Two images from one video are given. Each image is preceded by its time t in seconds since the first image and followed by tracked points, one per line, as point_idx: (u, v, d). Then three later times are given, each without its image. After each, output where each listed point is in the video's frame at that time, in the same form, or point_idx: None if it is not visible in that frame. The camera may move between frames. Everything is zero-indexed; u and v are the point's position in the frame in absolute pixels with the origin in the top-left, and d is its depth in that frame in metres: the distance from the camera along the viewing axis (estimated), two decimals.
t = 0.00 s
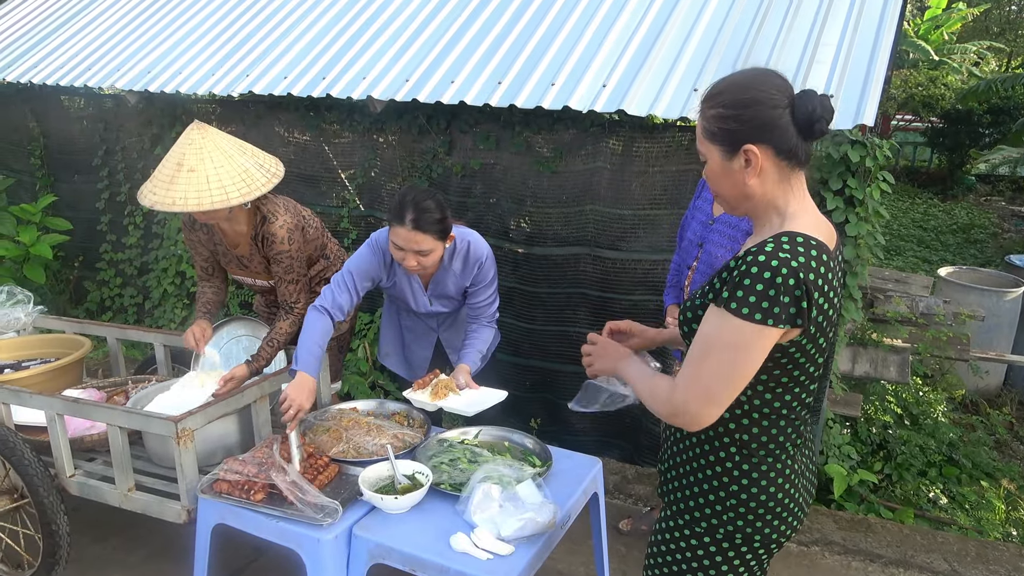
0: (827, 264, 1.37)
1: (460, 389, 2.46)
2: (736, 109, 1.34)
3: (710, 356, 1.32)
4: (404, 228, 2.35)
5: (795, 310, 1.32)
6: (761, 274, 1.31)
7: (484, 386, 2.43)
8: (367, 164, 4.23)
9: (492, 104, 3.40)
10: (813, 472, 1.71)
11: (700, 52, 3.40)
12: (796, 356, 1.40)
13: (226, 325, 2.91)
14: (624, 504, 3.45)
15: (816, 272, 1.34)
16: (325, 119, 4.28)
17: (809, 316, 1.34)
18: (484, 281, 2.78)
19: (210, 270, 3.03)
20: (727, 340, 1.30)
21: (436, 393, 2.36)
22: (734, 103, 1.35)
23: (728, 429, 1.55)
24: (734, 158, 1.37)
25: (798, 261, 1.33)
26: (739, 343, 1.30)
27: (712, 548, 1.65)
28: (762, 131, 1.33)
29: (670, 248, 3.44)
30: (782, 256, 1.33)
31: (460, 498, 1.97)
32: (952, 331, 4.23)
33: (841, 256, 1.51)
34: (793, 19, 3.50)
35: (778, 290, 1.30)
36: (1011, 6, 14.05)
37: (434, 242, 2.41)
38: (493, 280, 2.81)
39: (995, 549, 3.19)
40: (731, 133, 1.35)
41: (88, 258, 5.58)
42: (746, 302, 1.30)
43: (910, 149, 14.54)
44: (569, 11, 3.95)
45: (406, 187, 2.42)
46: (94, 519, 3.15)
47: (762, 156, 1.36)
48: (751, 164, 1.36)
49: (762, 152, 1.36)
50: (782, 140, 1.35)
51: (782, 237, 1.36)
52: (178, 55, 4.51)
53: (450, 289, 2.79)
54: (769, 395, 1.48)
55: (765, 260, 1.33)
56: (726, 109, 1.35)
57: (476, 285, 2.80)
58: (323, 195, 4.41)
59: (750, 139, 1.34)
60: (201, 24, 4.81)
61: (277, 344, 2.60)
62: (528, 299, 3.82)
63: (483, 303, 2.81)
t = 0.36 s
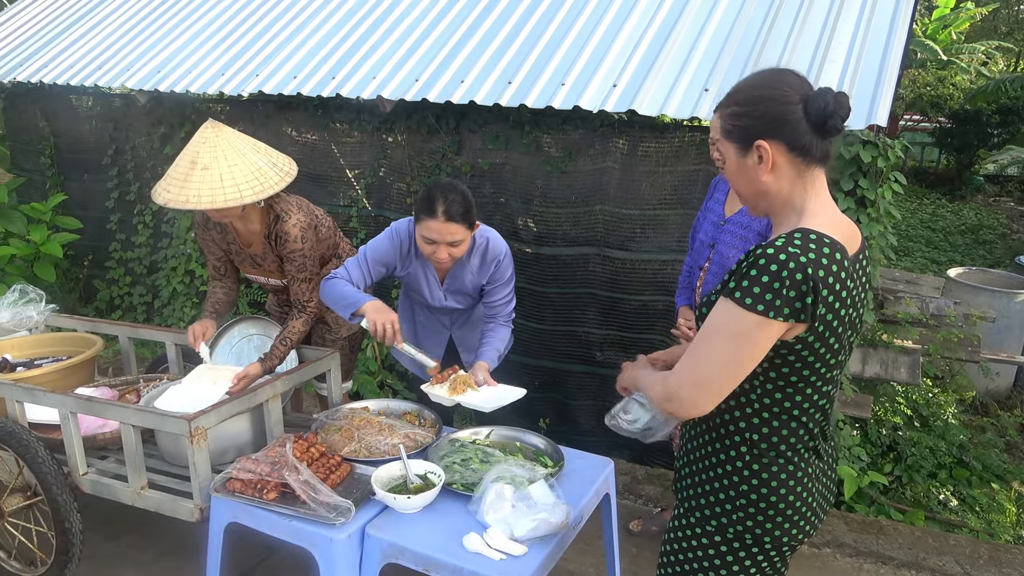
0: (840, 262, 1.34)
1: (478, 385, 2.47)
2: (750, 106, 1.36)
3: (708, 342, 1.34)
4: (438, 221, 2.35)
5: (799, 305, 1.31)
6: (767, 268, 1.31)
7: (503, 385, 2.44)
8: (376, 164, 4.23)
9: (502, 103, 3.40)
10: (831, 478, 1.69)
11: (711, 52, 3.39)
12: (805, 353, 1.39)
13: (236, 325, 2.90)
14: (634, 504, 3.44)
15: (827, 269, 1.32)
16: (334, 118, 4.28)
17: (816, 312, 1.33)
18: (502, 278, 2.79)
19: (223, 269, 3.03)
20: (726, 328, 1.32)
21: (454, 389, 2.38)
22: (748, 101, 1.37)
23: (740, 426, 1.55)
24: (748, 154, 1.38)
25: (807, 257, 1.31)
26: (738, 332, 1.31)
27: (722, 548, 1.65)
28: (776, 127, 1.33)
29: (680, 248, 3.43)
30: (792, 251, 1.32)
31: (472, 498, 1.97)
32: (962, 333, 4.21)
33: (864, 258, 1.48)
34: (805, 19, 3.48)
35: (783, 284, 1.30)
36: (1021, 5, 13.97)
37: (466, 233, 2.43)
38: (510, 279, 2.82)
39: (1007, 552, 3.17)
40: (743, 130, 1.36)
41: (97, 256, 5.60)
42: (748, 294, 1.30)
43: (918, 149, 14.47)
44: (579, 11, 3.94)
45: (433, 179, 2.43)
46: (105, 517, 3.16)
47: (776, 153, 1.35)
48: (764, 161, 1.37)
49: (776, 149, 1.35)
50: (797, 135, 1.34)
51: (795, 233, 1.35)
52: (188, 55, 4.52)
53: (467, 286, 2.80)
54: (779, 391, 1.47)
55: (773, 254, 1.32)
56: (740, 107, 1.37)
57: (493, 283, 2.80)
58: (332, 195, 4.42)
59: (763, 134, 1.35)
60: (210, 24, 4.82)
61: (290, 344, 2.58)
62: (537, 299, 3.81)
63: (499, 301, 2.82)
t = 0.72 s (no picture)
0: (861, 257, 1.34)
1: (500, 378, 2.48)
2: (770, 103, 1.35)
3: (734, 338, 1.32)
4: (469, 218, 2.36)
5: (823, 297, 1.30)
6: (790, 260, 1.30)
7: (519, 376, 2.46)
8: (388, 163, 4.25)
9: (514, 103, 3.40)
10: (853, 477, 1.67)
11: (723, 52, 3.38)
12: (827, 347, 1.39)
13: (247, 323, 2.91)
14: (643, 504, 3.43)
15: (849, 263, 1.32)
16: (345, 118, 4.30)
17: (839, 304, 1.32)
18: (528, 274, 2.81)
19: (236, 266, 3.05)
20: (751, 323, 1.30)
21: (474, 378, 2.41)
22: (767, 98, 1.36)
23: (761, 425, 1.55)
24: (768, 151, 1.37)
25: (829, 250, 1.31)
26: (764, 327, 1.29)
27: (743, 548, 1.64)
28: (796, 123, 1.33)
29: (690, 248, 3.42)
30: (814, 244, 1.32)
31: (483, 497, 1.98)
32: (975, 335, 4.18)
33: (885, 255, 1.47)
34: (818, 19, 3.47)
35: (807, 276, 1.29)
36: None
37: (496, 231, 2.45)
38: (536, 275, 2.84)
39: (1020, 556, 3.14)
40: (763, 127, 1.36)
41: (110, 254, 5.65)
42: (773, 287, 1.29)
43: (931, 150, 14.35)
44: (590, 11, 3.94)
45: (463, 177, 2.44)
46: (118, 512, 3.19)
47: (797, 148, 1.35)
48: (785, 157, 1.36)
49: (796, 144, 1.35)
50: (816, 131, 1.33)
51: (816, 228, 1.35)
52: (202, 54, 4.56)
53: (494, 281, 2.82)
54: (800, 385, 1.46)
55: (796, 246, 1.32)
56: (759, 105, 1.37)
57: (519, 279, 2.82)
58: (344, 194, 4.44)
59: (783, 131, 1.35)
60: (224, 23, 4.86)
61: (305, 338, 2.59)
62: (547, 299, 3.81)
63: (525, 297, 2.82)
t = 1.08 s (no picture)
0: (868, 254, 1.35)
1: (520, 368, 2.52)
2: (777, 102, 1.36)
3: (749, 339, 1.32)
4: (488, 215, 2.37)
5: (834, 292, 1.30)
6: (800, 258, 1.31)
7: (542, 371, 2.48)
8: (391, 161, 4.26)
9: (516, 102, 3.41)
10: (863, 474, 1.67)
11: (727, 51, 3.38)
12: (835, 343, 1.39)
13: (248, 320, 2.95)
14: (643, 502, 3.44)
15: (857, 259, 1.33)
16: (349, 115, 4.31)
17: (849, 300, 1.33)
18: (542, 270, 2.83)
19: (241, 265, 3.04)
20: (765, 322, 1.30)
21: (495, 369, 2.43)
22: (773, 98, 1.37)
23: (771, 422, 1.55)
24: (775, 150, 1.38)
25: (837, 246, 1.32)
26: (778, 326, 1.29)
27: (753, 545, 1.65)
28: (803, 122, 1.34)
29: (692, 247, 3.42)
30: (822, 241, 1.33)
31: (482, 492, 1.99)
32: (977, 335, 4.17)
33: (892, 253, 1.47)
34: (821, 18, 3.46)
35: (817, 273, 1.29)
36: None
37: (514, 226, 2.45)
38: (549, 270, 2.86)
39: (1020, 556, 3.14)
40: (770, 126, 1.37)
41: (115, 250, 5.67)
42: (785, 284, 1.30)
43: (936, 150, 14.30)
44: (594, 10, 3.94)
45: (479, 174, 2.45)
46: (120, 506, 3.20)
47: (804, 147, 1.36)
48: (791, 155, 1.37)
49: (803, 143, 1.35)
50: (823, 129, 1.34)
51: (824, 225, 1.35)
52: (207, 51, 4.58)
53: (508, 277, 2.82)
54: (808, 380, 1.45)
55: (805, 244, 1.33)
56: (766, 104, 1.38)
57: (533, 275, 2.84)
58: (347, 191, 4.45)
59: (789, 129, 1.35)
60: (229, 21, 4.87)
61: (316, 325, 2.65)
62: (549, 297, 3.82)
63: (540, 292, 2.86)
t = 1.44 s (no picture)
0: (864, 256, 1.35)
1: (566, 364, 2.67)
2: (770, 103, 1.36)
3: (745, 339, 1.32)
4: (488, 221, 2.37)
5: (830, 294, 1.31)
6: (797, 260, 1.31)
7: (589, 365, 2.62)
8: (387, 161, 4.26)
9: (510, 101, 3.41)
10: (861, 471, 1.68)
11: (720, 50, 3.39)
12: (832, 343, 1.40)
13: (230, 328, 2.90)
14: (637, 500, 3.44)
15: (853, 261, 1.33)
16: (345, 115, 4.31)
17: (845, 301, 1.33)
18: (547, 265, 2.83)
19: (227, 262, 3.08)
20: (760, 321, 1.31)
21: (547, 369, 2.58)
22: (767, 99, 1.37)
23: (770, 421, 1.55)
24: (770, 152, 1.38)
25: (833, 248, 1.32)
26: (774, 327, 1.30)
27: (753, 543, 1.65)
28: (797, 123, 1.34)
29: (687, 246, 3.43)
30: (817, 242, 1.33)
31: (474, 491, 1.99)
32: (972, 334, 4.19)
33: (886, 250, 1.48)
34: (815, 18, 3.48)
35: (814, 274, 1.30)
36: None
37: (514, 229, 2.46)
38: (554, 264, 2.87)
39: (1012, 553, 3.15)
40: (765, 129, 1.37)
41: (111, 250, 5.66)
42: (782, 286, 1.30)
43: (933, 150, 14.32)
44: (588, 10, 3.95)
45: (477, 176, 2.44)
46: (115, 505, 3.21)
47: (797, 148, 1.36)
48: (787, 157, 1.37)
49: (798, 144, 1.36)
50: (817, 130, 1.35)
51: (819, 226, 1.36)
52: (202, 51, 4.58)
53: (513, 275, 2.81)
54: (806, 378, 1.46)
55: (801, 245, 1.33)
56: (760, 106, 1.37)
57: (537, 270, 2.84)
58: (342, 191, 4.45)
59: (784, 132, 1.36)
60: (225, 21, 4.88)
61: (302, 316, 2.72)
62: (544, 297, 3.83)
63: (547, 284, 2.89)
